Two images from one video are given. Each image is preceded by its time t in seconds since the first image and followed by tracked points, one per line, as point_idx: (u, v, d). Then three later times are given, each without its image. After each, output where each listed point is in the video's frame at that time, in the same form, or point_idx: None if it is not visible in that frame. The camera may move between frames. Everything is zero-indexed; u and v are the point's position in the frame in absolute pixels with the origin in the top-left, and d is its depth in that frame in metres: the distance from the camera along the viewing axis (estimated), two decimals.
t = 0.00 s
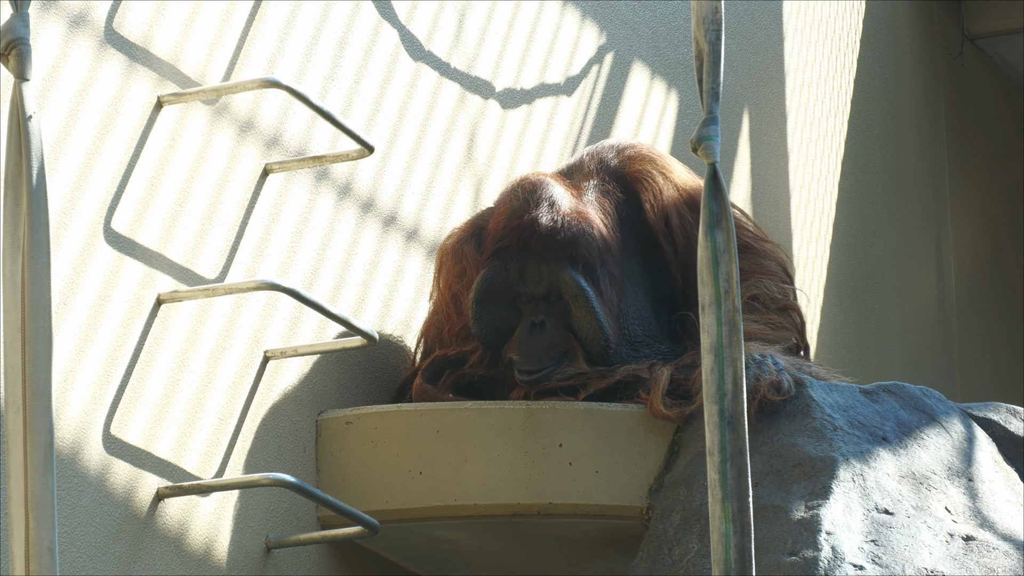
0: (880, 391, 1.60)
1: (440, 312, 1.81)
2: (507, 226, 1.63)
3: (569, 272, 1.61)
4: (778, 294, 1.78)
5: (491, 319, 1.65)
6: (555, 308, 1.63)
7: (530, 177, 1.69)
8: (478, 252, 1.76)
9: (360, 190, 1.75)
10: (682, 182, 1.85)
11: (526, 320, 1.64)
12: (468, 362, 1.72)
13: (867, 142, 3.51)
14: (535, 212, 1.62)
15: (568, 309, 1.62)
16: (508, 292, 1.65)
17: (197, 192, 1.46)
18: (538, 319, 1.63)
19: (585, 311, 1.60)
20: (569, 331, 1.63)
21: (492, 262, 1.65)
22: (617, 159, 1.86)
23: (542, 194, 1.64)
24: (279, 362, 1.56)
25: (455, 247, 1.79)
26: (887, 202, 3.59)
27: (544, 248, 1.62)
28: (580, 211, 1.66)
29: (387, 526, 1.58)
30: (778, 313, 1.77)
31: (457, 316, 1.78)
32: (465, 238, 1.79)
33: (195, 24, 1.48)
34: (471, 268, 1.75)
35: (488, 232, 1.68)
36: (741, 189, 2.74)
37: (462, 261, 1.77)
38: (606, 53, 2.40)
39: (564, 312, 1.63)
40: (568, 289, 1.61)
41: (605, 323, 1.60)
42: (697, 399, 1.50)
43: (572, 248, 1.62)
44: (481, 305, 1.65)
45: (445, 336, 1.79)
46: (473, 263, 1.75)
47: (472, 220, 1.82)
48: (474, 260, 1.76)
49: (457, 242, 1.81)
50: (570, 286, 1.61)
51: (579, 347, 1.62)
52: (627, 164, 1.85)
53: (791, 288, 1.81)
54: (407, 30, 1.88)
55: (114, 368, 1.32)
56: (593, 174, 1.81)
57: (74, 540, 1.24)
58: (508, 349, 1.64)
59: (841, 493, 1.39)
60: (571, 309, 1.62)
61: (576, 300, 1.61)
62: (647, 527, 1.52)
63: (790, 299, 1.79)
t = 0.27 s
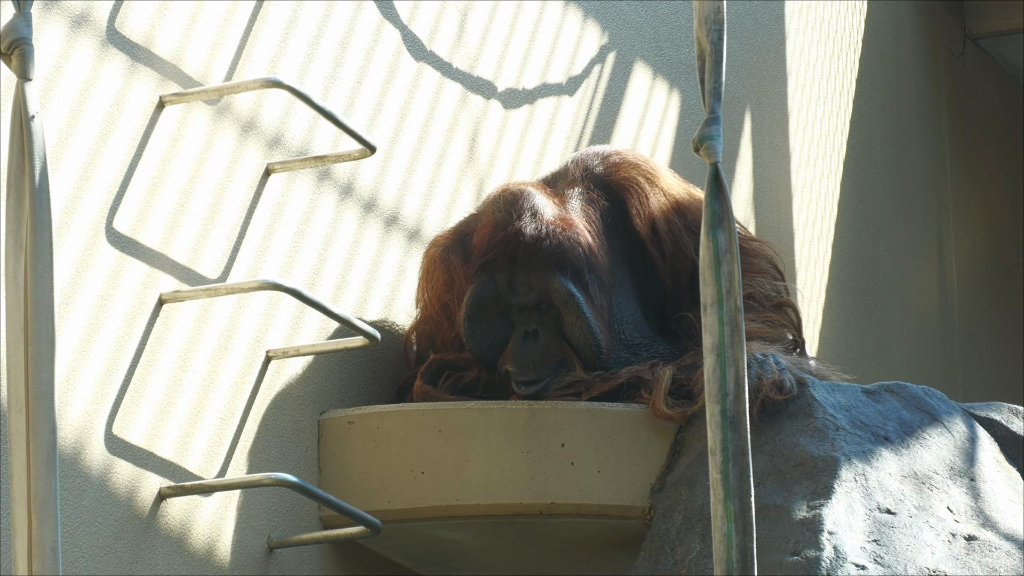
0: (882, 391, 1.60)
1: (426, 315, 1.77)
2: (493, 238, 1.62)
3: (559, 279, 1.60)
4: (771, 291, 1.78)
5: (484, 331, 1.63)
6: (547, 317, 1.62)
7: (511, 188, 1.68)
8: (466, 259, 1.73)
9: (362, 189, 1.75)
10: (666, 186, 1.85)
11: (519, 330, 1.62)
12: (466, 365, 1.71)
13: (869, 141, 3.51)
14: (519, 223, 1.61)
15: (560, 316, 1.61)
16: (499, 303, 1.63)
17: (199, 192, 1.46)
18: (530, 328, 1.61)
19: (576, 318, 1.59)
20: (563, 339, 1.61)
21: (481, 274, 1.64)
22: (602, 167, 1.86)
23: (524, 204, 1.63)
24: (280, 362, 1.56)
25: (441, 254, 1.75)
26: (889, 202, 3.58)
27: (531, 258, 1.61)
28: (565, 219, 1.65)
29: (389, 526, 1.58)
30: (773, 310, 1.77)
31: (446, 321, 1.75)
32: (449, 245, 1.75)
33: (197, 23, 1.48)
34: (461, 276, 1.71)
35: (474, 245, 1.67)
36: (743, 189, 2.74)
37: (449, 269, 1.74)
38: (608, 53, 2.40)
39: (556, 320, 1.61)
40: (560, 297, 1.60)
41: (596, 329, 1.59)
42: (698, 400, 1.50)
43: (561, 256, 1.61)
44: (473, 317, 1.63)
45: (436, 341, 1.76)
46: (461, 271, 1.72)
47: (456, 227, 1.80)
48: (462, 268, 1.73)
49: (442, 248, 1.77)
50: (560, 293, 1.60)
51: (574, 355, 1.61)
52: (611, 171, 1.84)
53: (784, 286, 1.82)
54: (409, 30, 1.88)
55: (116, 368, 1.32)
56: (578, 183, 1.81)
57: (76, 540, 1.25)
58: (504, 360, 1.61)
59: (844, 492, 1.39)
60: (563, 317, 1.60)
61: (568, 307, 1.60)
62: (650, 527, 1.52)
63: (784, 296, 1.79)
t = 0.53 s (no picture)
0: (881, 391, 1.60)
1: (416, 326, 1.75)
2: (482, 247, 1.61)
3: (551, 283, 1.60)
4: (765, 289, 1.79)
5: (477, 342, 1.63)
6: (540, 322, 1.62)
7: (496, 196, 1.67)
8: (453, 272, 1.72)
9: (362, 189, 1.75)
10: (653, 188, 1.85)
11: (513, 337, 1.62)
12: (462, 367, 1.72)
13: (869, 141, 3.51)
14: (507, 231, 1.60)
15: (554, 320, 1.61)
16: (491, 312, 1.63)
17: (199, 191, 1.46)
18: (525, 334, 1.61)
19: (569, 319, 1.60)
20: (557, 344, 1.61)
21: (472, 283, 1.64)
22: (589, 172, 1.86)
23: (510, 211, 1.62)
24: (280, 362, 1.56)
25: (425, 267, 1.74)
26: (888, 203, 3.59)
27: (522, 265, 1.60)
28: (553, 225, 1.65)
29: (388, 526, 1.59)
30: (767, 308, 1.78)
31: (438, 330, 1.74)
32: (433, 257, 1.74)
33: (197, 23, 1.48)
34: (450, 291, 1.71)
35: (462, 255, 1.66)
36: (743, 190, 2.74)
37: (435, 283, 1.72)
38: (608, 53, 2.40)
39: (550, 325, 1.62)
40: (553, 301, 1.60)
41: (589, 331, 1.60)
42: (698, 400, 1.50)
43: (551, 263, 1.61)
44: (467, 327, 1.63)
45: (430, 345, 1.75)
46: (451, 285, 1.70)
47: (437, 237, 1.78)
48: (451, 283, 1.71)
49: (425, 260, 1.76)
50: (553, 296, 1.60)
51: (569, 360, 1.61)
52: (599, 175, 1.84)
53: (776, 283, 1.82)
54: (409, 29, 1.88)
55: (116, 367, 1.32)
56: (564, 189, 1.80)
57: (75, 539, 1.25)
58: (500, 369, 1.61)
59: (843, 493, 1.39)
60: (556, 321, 1.61)
61: (561, 310, 1.60)
62: (649, 527, 1.52)
63: (778, 294, 1.80)
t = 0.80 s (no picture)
0: (882, 390, 1.60)
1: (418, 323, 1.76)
2: (482, 247, 1.62)
3: (552, 282, 1.61)
4: (767, 287, 1.79)
5: (480, 342, 1.63)
6: (543, 322, 1.63)
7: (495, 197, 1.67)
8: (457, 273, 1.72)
9: (363, 189, 1.75)
10: (652, 187, 1.85)
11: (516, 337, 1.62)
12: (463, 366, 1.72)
13: (870, 141, 3.51)
14: (508, 231, 1.61)
15: (556, 320, 1.61)
16: (493, 312, 1.63)
17: (200, 191, 1.46)
18: (528, 334, 1.61)
19: (571, 317, 1.60)
20: (561, 344, 1.62)
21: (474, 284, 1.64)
22: (588, 172, 1.86)
23: (510, 212, 1.63)
24: (281, 361, 1.56)
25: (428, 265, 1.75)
26: (889, 202, 3.59)
27: (522, 263, 1.61)
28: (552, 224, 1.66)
29: (389, 525, 1.59)
30: (768, 305, 1.78)
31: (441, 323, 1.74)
32: (435, 257, 1.75)
33: (197, 22, 1.48)
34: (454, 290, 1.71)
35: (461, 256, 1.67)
36: (743, 189, 2.74)
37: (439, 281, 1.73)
38: (609, 52, 2.40)
39: (552, 324, 1.62)
40: (555, 301, 1.61)
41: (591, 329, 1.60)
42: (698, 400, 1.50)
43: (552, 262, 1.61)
44: (470, 328, 1.63)
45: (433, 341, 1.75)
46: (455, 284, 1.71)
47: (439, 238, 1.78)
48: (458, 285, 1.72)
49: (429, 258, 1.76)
50: (554, 292, 1.60)
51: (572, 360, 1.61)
52: (598, 176, 1.84)
53: (777, 281, 1.82)
54: (409, 29, 1.88)
55: (117, 367, 1.32)
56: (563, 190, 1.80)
57: (76, 538, 1.25)
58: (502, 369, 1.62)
59: (844, 492, 1.39)
60: (558, 320, 1.61)
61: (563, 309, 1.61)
62: (650, 526, 1.52)
63: (779, 292, 1.80)
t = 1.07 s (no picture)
0: (882, 390, 1.60)
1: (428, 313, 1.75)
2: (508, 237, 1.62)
3: (577, 274, 1.62)
4: (773, 288, 1.79)
5: (498, 334, 1.63)
6: (562, 314, 1.63)
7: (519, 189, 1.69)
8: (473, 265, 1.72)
9: (362, 188, 1.75)
10: (662, 185, 1.85)
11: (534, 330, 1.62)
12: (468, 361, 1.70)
13: (870, 140, 3.51)
14: (535, 222, 1.62)
15: (577, 313, 1.62)
16: (515, 303, 1.63)
17: (200, 190, 1.46)
18: (547, 327, 1.61)
19: (595, 310, 1.61)
20: (581, 337, 1.62)
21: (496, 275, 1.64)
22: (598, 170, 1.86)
23: (536, 206, 1.64)
24: (281, 360, 1.56)
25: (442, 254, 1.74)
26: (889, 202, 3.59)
27: (549, 254, 1.62)
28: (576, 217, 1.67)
29: (389, 524, 1.59)
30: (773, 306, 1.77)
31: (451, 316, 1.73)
32: (450, 247, 1.74)
33: (198, 21, 1.48)
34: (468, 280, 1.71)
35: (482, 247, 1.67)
36: (743, 188, 2.74)
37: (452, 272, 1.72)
38: (609, 51, 2.40)
39: (573, 317, 1.62)
40: (579, 294, 1.62)
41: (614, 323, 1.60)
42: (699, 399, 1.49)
43: (578, 255, 1.62)
44: (490, 319, 1.63)
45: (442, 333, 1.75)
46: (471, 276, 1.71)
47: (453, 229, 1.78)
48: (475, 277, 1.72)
49: (443, 248, 1.76)
50: (580, 285, 1.61)
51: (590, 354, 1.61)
52: (608, 174, 1.85)
53: (785, 282, 1.82)
54: (409, 28, 1.88)
55: (117, 366, 1.32)
56: (576, 185, 1.81)
57: (76, 538, 1.25)
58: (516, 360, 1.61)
59: (844, 491, 1.39)
60: (580, 313, 1.62)
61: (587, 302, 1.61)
62: (650, 525, 1.52)
63: (786, 293, 1.80)
